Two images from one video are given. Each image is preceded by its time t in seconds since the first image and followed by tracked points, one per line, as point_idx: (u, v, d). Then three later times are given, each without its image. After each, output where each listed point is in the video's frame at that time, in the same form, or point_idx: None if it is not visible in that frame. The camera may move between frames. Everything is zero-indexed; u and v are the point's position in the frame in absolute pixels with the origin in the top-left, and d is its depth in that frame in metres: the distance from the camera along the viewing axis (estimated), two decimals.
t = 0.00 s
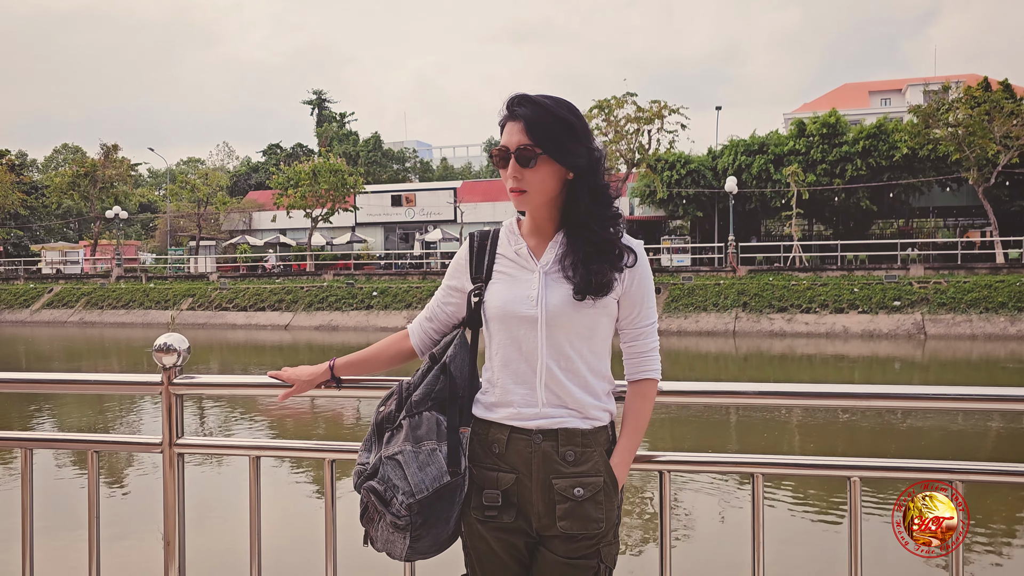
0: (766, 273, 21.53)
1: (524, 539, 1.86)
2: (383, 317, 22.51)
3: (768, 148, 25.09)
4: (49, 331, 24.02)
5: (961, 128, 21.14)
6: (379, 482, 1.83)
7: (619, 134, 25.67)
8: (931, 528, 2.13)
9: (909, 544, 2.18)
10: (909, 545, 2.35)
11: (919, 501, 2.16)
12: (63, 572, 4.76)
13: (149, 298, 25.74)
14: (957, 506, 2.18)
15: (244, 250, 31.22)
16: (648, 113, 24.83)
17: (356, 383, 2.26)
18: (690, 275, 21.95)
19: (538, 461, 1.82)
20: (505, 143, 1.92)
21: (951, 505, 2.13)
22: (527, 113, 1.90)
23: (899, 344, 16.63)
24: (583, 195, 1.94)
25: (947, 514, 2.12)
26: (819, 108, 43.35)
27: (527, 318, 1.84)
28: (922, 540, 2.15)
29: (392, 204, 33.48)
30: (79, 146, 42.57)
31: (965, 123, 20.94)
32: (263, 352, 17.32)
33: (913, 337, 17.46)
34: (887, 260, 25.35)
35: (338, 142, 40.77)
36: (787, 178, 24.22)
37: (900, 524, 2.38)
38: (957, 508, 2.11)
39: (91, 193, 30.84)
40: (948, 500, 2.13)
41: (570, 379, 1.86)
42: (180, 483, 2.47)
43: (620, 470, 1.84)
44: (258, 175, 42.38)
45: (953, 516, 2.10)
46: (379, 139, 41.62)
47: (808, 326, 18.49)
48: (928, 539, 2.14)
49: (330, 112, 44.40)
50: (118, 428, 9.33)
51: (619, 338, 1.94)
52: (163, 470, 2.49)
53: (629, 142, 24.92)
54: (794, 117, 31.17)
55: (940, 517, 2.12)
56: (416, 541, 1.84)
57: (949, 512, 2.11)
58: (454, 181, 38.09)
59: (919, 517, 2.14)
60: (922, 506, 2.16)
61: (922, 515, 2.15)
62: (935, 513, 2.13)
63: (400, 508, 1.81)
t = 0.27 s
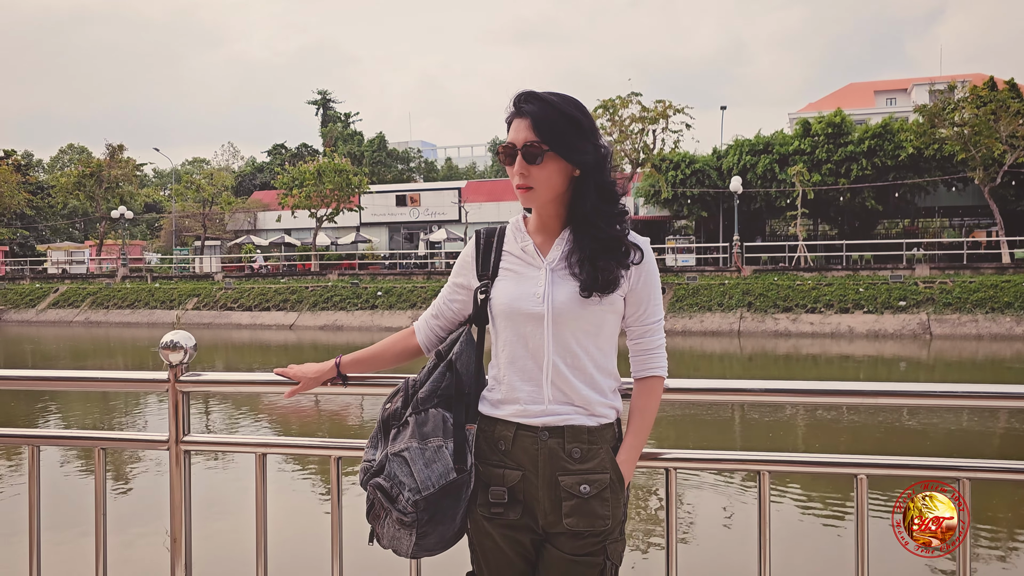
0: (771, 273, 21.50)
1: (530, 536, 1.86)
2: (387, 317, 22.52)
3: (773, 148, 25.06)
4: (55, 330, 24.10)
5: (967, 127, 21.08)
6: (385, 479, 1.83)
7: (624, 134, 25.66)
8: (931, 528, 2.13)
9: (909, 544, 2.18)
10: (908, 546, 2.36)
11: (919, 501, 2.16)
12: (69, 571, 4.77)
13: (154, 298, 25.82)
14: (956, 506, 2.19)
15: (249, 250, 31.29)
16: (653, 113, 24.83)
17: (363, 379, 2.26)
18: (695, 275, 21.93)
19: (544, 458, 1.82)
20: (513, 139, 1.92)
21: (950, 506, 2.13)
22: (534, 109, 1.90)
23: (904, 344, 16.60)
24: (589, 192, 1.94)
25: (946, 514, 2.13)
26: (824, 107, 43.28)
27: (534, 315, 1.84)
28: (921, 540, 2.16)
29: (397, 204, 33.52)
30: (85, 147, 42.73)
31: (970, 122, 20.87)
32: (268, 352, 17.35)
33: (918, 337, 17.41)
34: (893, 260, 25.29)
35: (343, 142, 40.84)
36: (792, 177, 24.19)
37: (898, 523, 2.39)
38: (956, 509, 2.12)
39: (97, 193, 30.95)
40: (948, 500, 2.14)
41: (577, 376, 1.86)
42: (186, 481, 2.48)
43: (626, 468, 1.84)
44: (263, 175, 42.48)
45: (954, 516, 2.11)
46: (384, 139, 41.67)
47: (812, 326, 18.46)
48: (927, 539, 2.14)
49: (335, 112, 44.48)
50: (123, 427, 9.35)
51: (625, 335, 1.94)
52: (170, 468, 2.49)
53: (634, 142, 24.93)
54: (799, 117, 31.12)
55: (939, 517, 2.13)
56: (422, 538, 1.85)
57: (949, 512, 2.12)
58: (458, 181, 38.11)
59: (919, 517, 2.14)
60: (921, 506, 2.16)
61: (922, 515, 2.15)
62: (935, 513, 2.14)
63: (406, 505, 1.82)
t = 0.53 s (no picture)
0: (775, 273, 21.46)
1: (535, 533, 1.86)
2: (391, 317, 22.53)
3: (777, 148, 25.02)
4: (59, 330, 24.18)
5: (972, 127, 21.01)
6: (389, 476, 1.84)
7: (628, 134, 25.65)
8: (931, 528, 2.13)
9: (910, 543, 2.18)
10: (907, 546, 2.36)
11: (919, 500, 2.16)
12: (74, 571, 4.78)
13: (158, 298, 25.87)
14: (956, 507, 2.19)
15: (253, 250, 31.34)
16: (657, 113, 24.80)
17: (367, 377, 2.27)
18: (699, 275, 21.90)
19: (549, 456, 1.81)
20: (518, 136, 1.92)
21: (950, 505, 2.14)
22: (539, 107, 1.90)
23: (908, 344, 16.57)
24: (594, 190, 1.94)
25: (947, 514, 2.13)
26: (828, 107, 43.20)
27: (538, 313, 1.84)
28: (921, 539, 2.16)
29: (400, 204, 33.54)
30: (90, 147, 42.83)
31: (976, 122, 20.80)
32: (272, 352, 17.37)
33: (922, 337, 17.38)
34: (897, 260, 25.22)
35: (346, 141, 40.89)
36: (796, 177, 24.14)
37: (898, 524, 2.39)
38: (957, 508, 2.12)
39: (102, 193, 31.02)
40: (947, 500, 2.14)
41: (581, 374, 1.86)
42: (191, 478, 2.49)
43: (631, 466, 1.84)
44: (267, 175, 42.55)
45: (953, 517, 2.11)
46: (387, 139, 41.70)
47: (817, 326, 18.44)
48: (927, 538, 2.14)
49: (339, 112, 44.53)
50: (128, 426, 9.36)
51: (629, 333, 1.94)
52: (175, 465, 2.50)
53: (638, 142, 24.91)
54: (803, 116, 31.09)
55: (939, 517, 2.13)
56: (427, 535, 1.85)
57: (949, 512, 2.12)
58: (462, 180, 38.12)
59: (919, 517, 2.14)
60: (922, 506, 2.16)
61: (922, 515, 2.15)
62: (935, 512, 2.14)
63: (410, 502, 1.82)
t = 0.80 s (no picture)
0: (778, 273, 21.45)
1: (538, 531, 1.86)
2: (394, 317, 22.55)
3: (781, 148, 25.01)
4: (63, 330, 24.24)
5: (976, 127, 20.97)
6: (392, 473, 1.84)
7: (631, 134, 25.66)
8: (931, 528, 2.13)
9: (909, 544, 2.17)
10: (908, 546, 2.35)
11: (919, 501, 2.16)
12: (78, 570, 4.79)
13: (162, 298, 25.92)
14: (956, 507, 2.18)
15: (257, 250, 31.39)
16: (660, 113, 24.79)
17: (370, 374, 2.28)
18: (702, 275, 21.87)
19: (552, 453, 1.81)
20: (524, 130, 1.92)
21: (950, 505, 2.13)
22: (546, 100, 1.91)
23: (912, 344, 16.54)
24: (598, 188, 1.94)
25: (947, 514, 2.12)
26: (832, 107, 43.15)
27: (541, 310, 1.84)
28: (921, 539, 2.14)
29: (404, 204, 33.57)
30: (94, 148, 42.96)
31: (980, 122, 20.74)
32: (275, 352, 17.40)
33: (927, 337, 17.35)
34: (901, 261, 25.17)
35: (350, 141, 40.94)
36: (800, 177, 24.10)
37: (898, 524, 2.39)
38: (957, 508, 2.11)
39: (105, 193, 31.10)
40: (947, 500, 2.13)
41: (584, 372, 1.86)
42: (195, 476, 2.49)
43: (633, 462, 1.85)
44: (270, 175, 42.63)
45: (953, 517, 2.10)
46: (390, 139, 41.73)
47: (820, 326, 18.43)
48: (927, 538, 2.14)
49: (343, 112, 44.60)
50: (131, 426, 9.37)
51: (632, 330, 1.94)
52: (179, 462, 2.51)
53: (641, 142, 24.92)
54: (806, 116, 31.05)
55: (940, 517, 2.12)
56: (429, 532, 1.85)
57: (949, 512, 2.11)
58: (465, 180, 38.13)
59: (919, 517, 2.14)
60: (921, 506, 2.15)
61: (922, 515, 2.14)
62: (935, 513, 2.13)
63: (413, 498, 1.82)
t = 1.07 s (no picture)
0: (780, 273, 21.44)
1: (538, 528, 1.86)
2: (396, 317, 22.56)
3: (783, 148, 25.00)
4: (66, 330, 24.28)
5: (979, 128, 20.95)
6: (394, 470, 1.84)
7: (633, 134, 25.65)
8: (931, 528, 2.12)
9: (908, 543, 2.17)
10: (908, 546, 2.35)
11: (919, 500, 2.15)
12: (80, 571, 4.79)
13: (164, 298, 25.96)
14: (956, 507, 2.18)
15: (259, 250, 31.43)
16: (662, 113, 24.78)
17: (372, 372, 2.28)
18: (704, 275, 21.86)
19: (553, 451, 1.82)
20: (531, 122, 1.93)
21: (950, 506, 2.12)
22: (555, 94, 1.91)
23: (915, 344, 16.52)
24: (601, 185, 1.94)
25: (946, 514, 2.12)
26: (835, 107, 43.10)
27: (542, 308, 1.85)
28: (920, 540, 2.14)
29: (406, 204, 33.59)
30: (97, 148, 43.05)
31: (983, 122, 20.69)
32: (277, 352, 17.42)
33: (929, 338, 17.32)
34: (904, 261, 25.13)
35: (352, 142, 40.99)
36: (802, 177, 24.07)
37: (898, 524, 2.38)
38: (957, 508, 2.10)
39: (108, 193, 31.15)
40: (947, 500, 2.13)
41: (585, 370, 1.86)
42: (197, 473, 2.49)
43: (634, 460, 1.85)
44: (273, 175, 42.68)
45: (953, 516, 2.10)
46: (393, 140, 41.77)
47: (822, 327, 18.42)
48: (927, 539, 2.13)
49: (345, 113, 44.65)
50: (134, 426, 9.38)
51: (633, 328, 1.95)
52: (181, 460, 2.51)
53: (643, 142, 24.94)
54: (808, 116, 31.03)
55: (940, 517, 2.12)
56: (431, 529, 1.85)
57: (949, 512, 2.11)
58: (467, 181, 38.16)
59: (919, 517, 2.13)
60: (921, 506, 2.15)
61: (922, 515, 2.14)
62: (935, 512, 2.13)
63: (415, 496, 1.82)
